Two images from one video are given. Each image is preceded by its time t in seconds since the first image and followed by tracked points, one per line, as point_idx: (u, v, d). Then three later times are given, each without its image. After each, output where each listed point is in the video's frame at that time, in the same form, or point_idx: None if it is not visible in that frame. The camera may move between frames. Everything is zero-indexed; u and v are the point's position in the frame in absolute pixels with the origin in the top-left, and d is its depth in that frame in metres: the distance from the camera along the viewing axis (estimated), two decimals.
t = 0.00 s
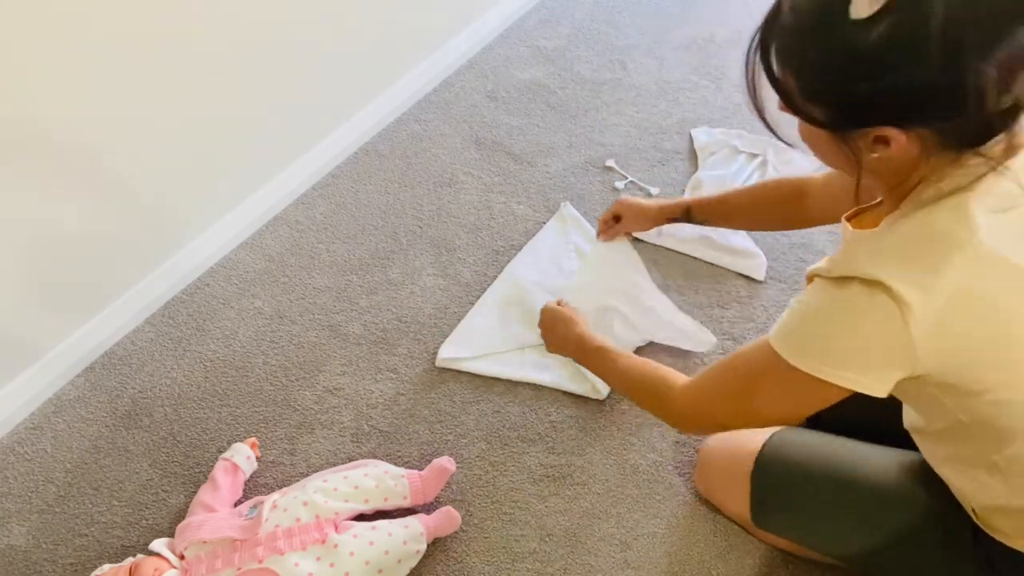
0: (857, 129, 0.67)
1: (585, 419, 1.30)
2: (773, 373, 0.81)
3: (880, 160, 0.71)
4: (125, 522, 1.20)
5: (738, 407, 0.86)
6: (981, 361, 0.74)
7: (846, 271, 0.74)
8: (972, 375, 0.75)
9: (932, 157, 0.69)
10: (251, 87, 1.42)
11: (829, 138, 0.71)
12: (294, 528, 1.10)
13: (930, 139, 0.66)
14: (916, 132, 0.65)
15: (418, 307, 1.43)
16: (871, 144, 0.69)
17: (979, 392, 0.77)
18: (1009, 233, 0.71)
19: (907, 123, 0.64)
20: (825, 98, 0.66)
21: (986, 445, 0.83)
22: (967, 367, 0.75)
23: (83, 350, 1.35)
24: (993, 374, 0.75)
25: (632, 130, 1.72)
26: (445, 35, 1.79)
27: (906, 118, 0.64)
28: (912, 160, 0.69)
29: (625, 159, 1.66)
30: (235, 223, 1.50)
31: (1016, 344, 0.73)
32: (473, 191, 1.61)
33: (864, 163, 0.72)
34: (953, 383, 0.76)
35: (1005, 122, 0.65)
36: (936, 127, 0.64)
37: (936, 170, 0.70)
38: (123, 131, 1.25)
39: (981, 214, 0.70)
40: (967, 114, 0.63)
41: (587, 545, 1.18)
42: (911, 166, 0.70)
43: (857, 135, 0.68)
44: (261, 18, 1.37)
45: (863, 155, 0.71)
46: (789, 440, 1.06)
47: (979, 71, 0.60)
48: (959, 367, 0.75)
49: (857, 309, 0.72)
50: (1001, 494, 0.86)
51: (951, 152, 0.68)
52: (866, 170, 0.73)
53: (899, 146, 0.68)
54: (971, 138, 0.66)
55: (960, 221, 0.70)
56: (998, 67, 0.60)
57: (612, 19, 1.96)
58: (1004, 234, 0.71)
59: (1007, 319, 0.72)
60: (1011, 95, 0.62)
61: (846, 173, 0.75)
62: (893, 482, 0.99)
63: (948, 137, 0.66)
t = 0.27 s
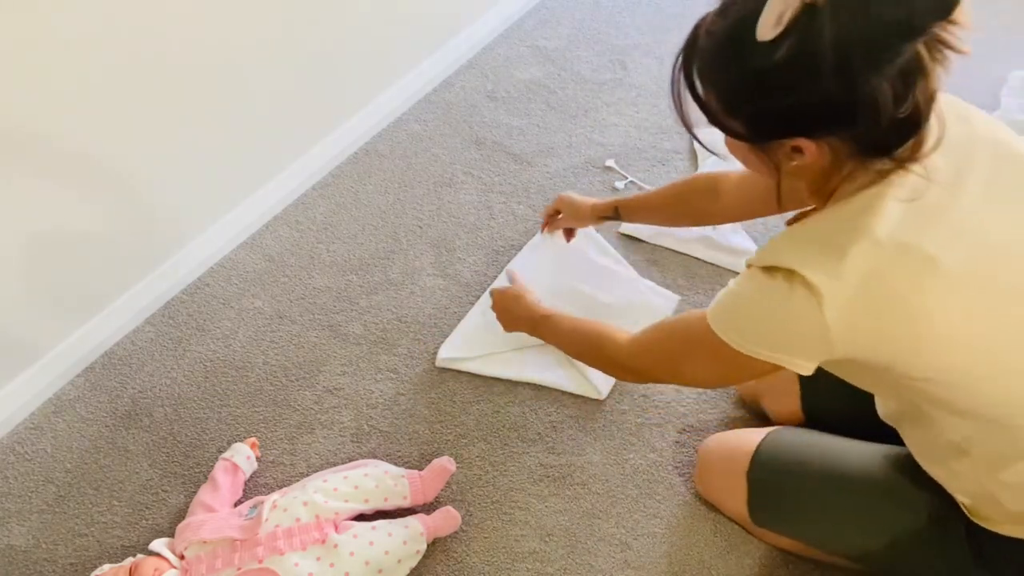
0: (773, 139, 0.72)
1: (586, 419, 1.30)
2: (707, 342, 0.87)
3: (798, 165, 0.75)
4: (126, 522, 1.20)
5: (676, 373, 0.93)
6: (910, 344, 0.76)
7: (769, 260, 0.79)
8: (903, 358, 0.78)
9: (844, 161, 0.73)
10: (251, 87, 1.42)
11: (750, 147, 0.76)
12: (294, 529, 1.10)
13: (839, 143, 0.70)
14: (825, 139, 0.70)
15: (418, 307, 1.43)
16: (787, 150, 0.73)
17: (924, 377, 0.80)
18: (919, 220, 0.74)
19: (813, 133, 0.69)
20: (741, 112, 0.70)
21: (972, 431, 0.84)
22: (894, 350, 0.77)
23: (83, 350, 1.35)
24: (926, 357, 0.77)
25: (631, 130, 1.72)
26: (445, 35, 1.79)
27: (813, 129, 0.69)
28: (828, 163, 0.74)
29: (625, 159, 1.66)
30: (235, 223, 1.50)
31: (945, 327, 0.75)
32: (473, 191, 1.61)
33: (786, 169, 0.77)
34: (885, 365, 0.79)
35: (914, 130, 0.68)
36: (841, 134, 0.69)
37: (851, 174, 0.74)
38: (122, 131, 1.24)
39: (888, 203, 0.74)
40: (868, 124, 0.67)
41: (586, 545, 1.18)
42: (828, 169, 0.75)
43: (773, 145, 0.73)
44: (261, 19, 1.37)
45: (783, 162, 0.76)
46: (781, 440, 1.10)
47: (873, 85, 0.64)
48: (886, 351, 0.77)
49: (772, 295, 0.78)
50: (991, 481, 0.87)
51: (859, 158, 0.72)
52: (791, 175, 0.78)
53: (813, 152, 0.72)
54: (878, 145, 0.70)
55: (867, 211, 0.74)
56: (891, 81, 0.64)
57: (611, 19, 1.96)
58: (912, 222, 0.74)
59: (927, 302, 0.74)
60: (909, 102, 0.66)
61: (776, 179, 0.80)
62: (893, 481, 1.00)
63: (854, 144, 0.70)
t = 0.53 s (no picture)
0: (720, 148, 0.75)
1: (585, 419, 1.30)
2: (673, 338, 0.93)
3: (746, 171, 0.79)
4: (126, 522, 1.20)
5: (653, 367, 0.98)
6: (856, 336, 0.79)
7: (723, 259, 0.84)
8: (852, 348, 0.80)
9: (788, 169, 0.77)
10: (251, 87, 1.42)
11: (700, 156, 0.79)
12: (294, 529, 1.10)
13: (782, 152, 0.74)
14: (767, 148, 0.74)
15: (418, 307, 1.43)
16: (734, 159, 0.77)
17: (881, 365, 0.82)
18: (854, 217, 0.77)
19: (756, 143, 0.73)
20: (689, 124, 0.74)
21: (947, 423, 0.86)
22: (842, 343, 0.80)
23: (83, 350, 1.35)
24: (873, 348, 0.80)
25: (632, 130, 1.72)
26: (445, 35, 1.79)
27: (754, 140, 0.72)
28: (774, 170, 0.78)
29: (625, 159, 1.66)
30: (235, 222, 1.50)
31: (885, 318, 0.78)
32: (473, 191, 1.61)
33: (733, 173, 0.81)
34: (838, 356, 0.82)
35: (851, 138, 0.72)
36: (781, 144, 0.73)
37: (794, 181, 0.78)
38: (123, 130, 1.25)
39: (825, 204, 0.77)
40: (805, 134, 0.71)
41: (586, 545, 1.18)
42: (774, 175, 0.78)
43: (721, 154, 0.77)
44: (261, 19, 1.37)
45: (731, 168, 0.79)
46: (780, 440, 1.10)
47: (807, 98, 0.67)
48: (834, 343, 0.80)
49: (726, 294, 0.82)
50: (970, 470, 0.88)
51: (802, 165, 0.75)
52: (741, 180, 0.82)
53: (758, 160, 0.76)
54: (820, 154, 0.73)
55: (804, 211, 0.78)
56: (825, 94, 0.67)
57: (611, 19, 1.96)
58: (847, 219, 0.77)
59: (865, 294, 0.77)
60: (843, 114, 0.69)
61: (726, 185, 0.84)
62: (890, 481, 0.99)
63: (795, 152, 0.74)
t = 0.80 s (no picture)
0: (708, 154, 0.76)
1: (585, 419, 1.30)
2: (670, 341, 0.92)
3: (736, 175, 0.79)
4: (126, 522, 1.20)
5: (653, 374, 0.97)
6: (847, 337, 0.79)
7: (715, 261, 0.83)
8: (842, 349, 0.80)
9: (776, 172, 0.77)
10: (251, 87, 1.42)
11: (690, 162, 0.80)
12: (294, 529, 1.10)
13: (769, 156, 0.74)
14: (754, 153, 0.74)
15: (418, 307, 1.43)
16: (723, 163, 0.77)
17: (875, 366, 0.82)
18: (844, 217, 0.77)
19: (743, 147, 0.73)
20: (677, 129, 0.74)
21: (945, 422, 0.85)
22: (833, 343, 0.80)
23: (83, 350, 1.35)
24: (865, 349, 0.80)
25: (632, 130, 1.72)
26: (445, 35, 1.79)
27: (741, 144, 0.73)
28: (764, 173, 0.78)
29: (625, 159, 1.66)
30: (235, 222, 1.50)
31: (875, 319, 0.78)
32: (473, 191, 1.61)
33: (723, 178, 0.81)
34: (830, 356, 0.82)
35: (837, 140, 0.72)
36: (768, 148, 0.73)
37: (783, 183, 0.78)
38: (123, 131, 1.25)
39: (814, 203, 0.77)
40: (791, 138, 0.71)
41: (586, 545, 1.18)
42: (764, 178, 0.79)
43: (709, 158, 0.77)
44: (262, 19, 1.38)
45: (720, 172, 0.80)
46: (780, 440, 1.09)
47: (787, 103, 0.67)
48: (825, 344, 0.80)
49: (716, 294, 0.82)
50: (969, 470, 0.88)
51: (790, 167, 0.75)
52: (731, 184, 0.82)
53: (747, 163, 0.76)
54: (806, 155, 0.73)
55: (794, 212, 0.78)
56: (806, 99, 0.67)
57: (611, 19, 1.96)
58: (836, 219, 0.77)
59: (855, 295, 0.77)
60: (827, 116, 0.69)
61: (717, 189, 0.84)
62: (891, 482, 0.99)
63: (782, 156, 0.74)
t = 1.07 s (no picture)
0: (714, 144, 0.76)
1: (585, 419, 1.30)
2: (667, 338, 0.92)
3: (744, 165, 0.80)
4: (126, 522, 1.20)
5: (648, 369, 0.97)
6: (860, 333, 0.79)
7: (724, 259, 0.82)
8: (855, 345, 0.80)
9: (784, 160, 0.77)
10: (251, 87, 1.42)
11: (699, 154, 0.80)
12: (294, 529, 1.10)
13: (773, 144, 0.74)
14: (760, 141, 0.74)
15: (418, 307, 1.43)
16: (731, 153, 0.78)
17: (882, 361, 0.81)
18: (859, 212, 0.77)
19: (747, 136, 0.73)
20: (680, 121, 0.75)
21: (947, 421, 0.86)
22: (847, 338, 0.80)
23: (83, 350, 1.35)
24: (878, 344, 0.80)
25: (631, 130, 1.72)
26: (445, 35, 1.79)
27: (744, 134, 0.73)
28: (772, 161, 0.78)
29: (625, 159, 1.67)
30: (235, 222, 1.50)
31: (890, 313, 0.77)
32: (473, 191, 1.61)
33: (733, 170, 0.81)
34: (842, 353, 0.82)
35: (840, 126, 0.71)
36: (773, 136, 0.72)
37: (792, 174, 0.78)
38: (123, 131, 1.25)
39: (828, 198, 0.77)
40: (793, 125, 0.70)
41: (586, 546, 1.18)
42: (773, 166, 0.79)
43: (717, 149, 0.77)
44: (262, 19, 1.37)
45: (729, 163, 0.80)
46: (781, 440, 1.09)
47: (785, 89, 0.67)
48: (839, 339, 0.80)
49: (727, 292, 0.81)
50: (972, 468, 0.88)
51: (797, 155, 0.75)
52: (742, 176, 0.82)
53: (753, 152, 0.76)
54: (812, 141, 0.73)
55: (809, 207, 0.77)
56: (804, 85, 0.67)
57: (611, 19, 1.96)
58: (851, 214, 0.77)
59: (871, 290, 0.76)
60: (830, 103, 0.69)
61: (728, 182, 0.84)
62: (891, 481, 0.99)
63: (787, 143, 0.73)
